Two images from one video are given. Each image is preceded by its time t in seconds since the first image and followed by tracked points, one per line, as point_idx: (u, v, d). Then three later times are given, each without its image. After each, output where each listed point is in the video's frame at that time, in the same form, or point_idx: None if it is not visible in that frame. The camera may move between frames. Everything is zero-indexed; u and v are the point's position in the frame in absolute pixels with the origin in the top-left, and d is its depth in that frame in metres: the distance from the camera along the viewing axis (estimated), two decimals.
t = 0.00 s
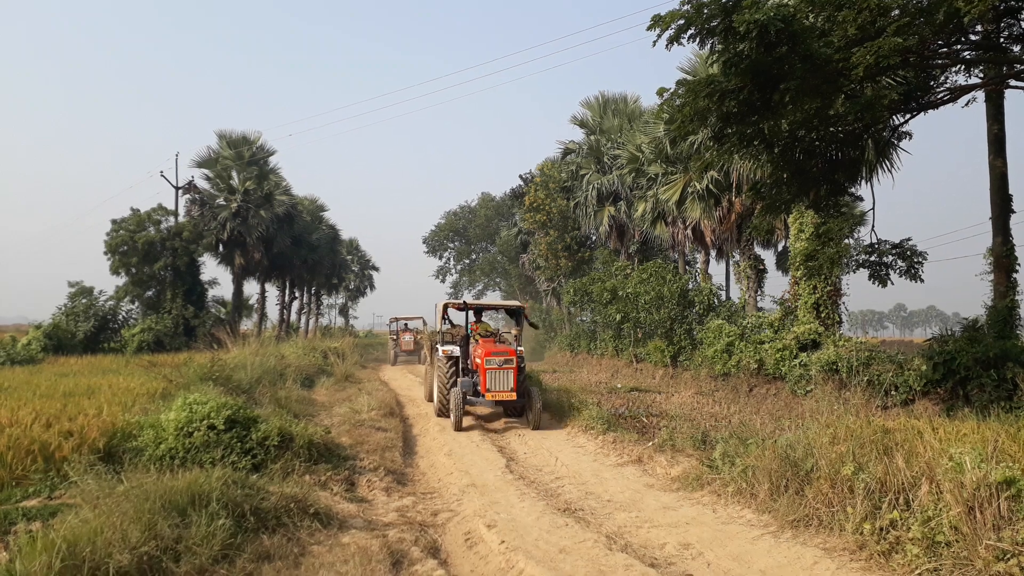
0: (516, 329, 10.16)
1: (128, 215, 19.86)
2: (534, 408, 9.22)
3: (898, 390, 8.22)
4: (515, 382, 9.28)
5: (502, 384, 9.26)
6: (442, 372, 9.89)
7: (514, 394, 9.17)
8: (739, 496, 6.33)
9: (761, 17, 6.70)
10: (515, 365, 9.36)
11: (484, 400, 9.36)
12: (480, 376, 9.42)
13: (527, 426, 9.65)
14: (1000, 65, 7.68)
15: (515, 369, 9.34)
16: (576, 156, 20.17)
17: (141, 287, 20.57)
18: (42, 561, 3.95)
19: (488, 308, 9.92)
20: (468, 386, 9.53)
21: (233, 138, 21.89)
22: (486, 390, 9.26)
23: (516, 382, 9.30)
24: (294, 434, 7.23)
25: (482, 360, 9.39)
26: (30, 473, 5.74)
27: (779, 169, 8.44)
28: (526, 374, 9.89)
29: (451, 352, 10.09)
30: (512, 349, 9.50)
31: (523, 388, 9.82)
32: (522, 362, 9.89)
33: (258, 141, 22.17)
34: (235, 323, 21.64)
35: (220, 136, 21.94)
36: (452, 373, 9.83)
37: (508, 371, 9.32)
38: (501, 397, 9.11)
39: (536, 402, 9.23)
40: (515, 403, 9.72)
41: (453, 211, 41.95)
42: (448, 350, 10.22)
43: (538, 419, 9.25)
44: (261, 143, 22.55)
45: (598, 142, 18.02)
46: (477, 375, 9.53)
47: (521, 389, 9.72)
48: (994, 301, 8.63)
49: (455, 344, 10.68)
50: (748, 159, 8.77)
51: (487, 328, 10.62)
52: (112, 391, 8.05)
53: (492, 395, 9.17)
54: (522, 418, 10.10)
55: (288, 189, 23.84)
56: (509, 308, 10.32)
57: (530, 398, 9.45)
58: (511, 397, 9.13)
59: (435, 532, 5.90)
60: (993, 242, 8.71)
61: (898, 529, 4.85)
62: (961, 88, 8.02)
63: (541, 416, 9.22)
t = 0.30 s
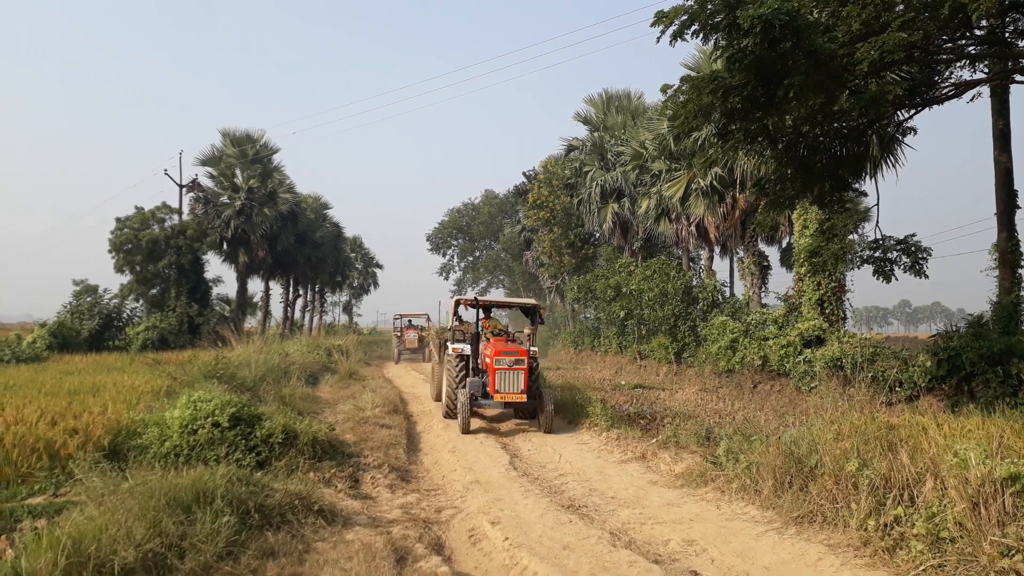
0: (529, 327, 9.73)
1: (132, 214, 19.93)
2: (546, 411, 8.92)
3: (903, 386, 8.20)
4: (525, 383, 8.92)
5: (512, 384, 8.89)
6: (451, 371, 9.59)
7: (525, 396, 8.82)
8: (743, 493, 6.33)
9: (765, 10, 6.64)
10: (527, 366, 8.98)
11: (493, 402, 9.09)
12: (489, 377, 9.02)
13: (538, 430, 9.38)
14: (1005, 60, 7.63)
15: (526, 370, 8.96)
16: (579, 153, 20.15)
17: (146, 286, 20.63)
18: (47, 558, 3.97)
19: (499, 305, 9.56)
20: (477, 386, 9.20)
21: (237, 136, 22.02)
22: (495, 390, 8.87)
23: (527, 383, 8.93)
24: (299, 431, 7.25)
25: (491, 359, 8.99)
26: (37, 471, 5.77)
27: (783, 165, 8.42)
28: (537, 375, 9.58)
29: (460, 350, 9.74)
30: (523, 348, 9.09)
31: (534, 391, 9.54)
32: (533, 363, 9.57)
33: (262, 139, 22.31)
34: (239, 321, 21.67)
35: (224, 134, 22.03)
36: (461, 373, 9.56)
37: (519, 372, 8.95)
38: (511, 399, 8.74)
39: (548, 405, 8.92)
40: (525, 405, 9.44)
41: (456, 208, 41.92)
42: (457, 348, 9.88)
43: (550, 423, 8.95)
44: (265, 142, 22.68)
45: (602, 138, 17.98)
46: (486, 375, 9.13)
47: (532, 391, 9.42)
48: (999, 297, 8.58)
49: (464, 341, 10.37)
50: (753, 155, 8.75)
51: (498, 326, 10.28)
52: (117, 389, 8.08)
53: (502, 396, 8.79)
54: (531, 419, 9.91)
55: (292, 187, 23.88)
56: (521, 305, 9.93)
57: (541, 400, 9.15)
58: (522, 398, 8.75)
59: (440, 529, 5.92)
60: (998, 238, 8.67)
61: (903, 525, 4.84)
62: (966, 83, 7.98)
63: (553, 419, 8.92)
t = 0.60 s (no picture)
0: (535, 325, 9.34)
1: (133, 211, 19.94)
2: (555, 414, 8.54)
3: (904, 384, 8.19)
4: (534, 385, 8.52)
5: (520, 386, 8.49)
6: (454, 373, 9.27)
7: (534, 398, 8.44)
8: (743, 490, 6.33)
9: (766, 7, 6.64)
10: (535, 366, 8.56)
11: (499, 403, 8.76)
12: (496, 378, 8.63)
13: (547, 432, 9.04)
14: (1007, 57, 7.61)
15: (535, 370, 8.55)
16: (580, 150, 20.12)
17: (146, 283, 20.64)
18: (48, 554, 3.97)
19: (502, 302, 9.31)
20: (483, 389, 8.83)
21: (238, 133, 22.02)
22: (503, 393, 8.49)
23: (536, 384, 8.54)
24: (299, 428, 7.25)
25: (498, 360, 8.59)
26: (37, 467, 5.78)
27: (784, 162, 8.40)
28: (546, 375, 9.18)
29: (463, 351, 9.44)
30: (531, 347, 8.68)
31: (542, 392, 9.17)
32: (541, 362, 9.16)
33: (262, 136, 22.28)
34: (240, 318, 21.67)
35: (224, 131, 22.02)
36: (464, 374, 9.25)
37: (527, 373, 8.54)
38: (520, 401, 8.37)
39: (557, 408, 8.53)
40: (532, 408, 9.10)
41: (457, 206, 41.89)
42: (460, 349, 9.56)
43: (559, 426, 8.57)
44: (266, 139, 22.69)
45: (602, 135, 17.95)
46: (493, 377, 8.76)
47: (541, 392, 9.03)
48: (1000, 294, 8.57)
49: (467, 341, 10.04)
50: (754, 152, 8.76)
51: (503, 323, 9.98)
52: (117, 386, 8.09)
53: (510, 399, 8.42)
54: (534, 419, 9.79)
55: (293, 184, 23.86)
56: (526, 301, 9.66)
57: (550, 402, 8.76)
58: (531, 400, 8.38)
59: (440, 526, 5.92)
60: (999, 235, 8.66)
61: (903, 523, 4.84)
62: (967, 80, 7.96)
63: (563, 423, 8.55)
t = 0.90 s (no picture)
0: (543, 326, 8.97)
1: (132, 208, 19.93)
2: (564, 420, 8.19)
3: (904, 382, 8.20)
4: (541, 389, 8.22)
5: (525, 390, 8.20)
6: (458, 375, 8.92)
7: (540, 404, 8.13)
8: (743, 489, 6.33)
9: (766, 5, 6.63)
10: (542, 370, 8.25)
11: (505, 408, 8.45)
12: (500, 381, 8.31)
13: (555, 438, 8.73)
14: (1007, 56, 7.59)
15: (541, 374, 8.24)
16: (580, 148, 20.09)
17: (146, 280, 20.62)
18: (46, 551, 3.96)
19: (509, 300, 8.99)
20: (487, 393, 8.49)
21: (237, 130, 21.99)
22: (506, 397, 8.17)
23: (542, 388, 8.23)
24: (298, 426, 7.25)
25: (502, 361, 8.26)
26: (36, 465, 5.77)
27: (784, 161, 8.39)
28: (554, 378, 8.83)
29: (468, 351, 9.08)
30: (537, 349, 8.35)
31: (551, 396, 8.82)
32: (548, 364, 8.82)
33: (262, 133, 22.26)
34: (239, 316, 21.65)
35: (223, 129, 22.00)
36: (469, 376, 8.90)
37: (533, 377, 8.23)
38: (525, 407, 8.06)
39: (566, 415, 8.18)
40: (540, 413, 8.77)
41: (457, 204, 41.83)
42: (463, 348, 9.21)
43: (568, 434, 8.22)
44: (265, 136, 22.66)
45: (602, 134, 17.93)
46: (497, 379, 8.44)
47: (549, 396, 8.69)
48: (1000, 293, 8.56)
49: (472, 340, 9.68)
50: (754, 151, 8.72)
51: (508, 322, 9.61)
52: (116, 383, 8.08)
53: (514, 404, 8.12)
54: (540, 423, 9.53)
55: (292, 181, 23.82)
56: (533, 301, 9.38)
57: (558, 408, 8.42)
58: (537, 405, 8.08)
59: (439, 524, 5.92)
60: (999, 234, 8.66)
61: (902, 521, 4.84)
62: (968, 79, 7.95)
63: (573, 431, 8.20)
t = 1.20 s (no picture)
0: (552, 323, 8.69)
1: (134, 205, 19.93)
2: (578, 421, 7.92)
3: (907, 378, 8.22)
4: (554, 390, 7.97)
5: (538, 391, 7.93)
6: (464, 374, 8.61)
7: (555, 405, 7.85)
8: (746, 484, 6.34)
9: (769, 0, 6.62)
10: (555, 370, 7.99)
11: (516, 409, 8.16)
12: (511, 382, 8.03)
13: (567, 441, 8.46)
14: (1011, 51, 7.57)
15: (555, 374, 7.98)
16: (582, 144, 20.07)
17: (148, 277, 20.64)
18: (51, 547, 3.96)
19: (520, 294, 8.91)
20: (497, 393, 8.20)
21: (239, 127, 21.96)
22: (519, 399, 7.88)
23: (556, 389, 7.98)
24: (301, 422, 7.25)
25: (514, 361, 7.98)
26: (40, 460, 5.79)
27: (787, 157, 8.36)
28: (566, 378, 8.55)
29: (473, 350, 8.78)
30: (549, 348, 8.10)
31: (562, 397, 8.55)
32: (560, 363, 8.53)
33: (263, 130, 22.24)
34: (241, 313, 21.68)
35: (225, 126, 21.98)
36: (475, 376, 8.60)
37: (547, 377, 7.98)
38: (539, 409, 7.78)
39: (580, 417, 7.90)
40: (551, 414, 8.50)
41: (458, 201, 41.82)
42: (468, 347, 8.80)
43: (582, 436, 7.93)
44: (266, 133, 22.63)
45: (604, 130, 17.91)
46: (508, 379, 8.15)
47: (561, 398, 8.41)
48: (1003, 289, 8.53)
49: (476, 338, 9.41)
50: (757, 147, 8.70)
51: (516, 320, 9.31)
52: (119, 379, 8.09)
53: (527, 406, 7.82)
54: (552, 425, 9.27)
55: (294, 178, 23.82)
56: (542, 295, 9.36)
57: (571, 407, 8.16)
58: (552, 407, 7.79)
59: (442, 519, 5.93)
60: (1002, 230, 8.65)
61: (905, 516, 4.84)
62: (971, 74, 7.93)
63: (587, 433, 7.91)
